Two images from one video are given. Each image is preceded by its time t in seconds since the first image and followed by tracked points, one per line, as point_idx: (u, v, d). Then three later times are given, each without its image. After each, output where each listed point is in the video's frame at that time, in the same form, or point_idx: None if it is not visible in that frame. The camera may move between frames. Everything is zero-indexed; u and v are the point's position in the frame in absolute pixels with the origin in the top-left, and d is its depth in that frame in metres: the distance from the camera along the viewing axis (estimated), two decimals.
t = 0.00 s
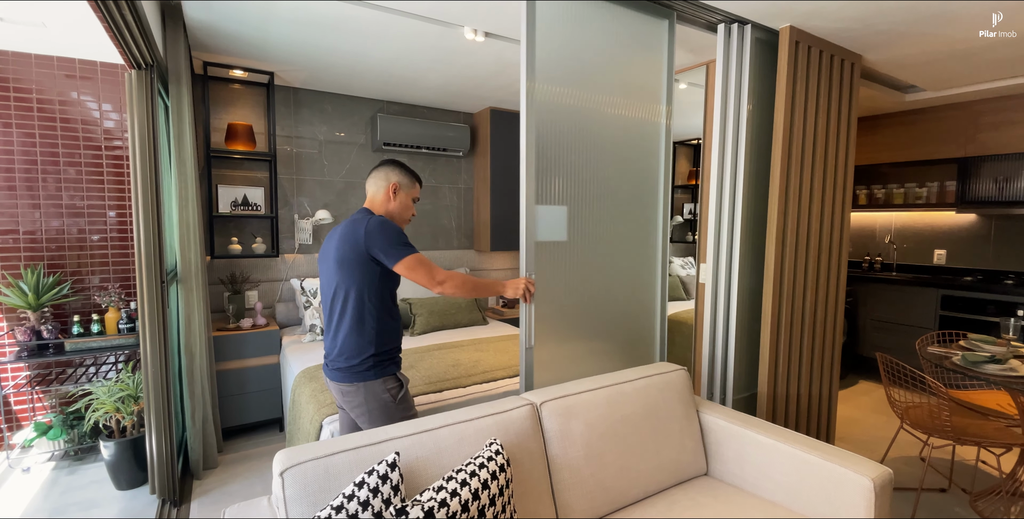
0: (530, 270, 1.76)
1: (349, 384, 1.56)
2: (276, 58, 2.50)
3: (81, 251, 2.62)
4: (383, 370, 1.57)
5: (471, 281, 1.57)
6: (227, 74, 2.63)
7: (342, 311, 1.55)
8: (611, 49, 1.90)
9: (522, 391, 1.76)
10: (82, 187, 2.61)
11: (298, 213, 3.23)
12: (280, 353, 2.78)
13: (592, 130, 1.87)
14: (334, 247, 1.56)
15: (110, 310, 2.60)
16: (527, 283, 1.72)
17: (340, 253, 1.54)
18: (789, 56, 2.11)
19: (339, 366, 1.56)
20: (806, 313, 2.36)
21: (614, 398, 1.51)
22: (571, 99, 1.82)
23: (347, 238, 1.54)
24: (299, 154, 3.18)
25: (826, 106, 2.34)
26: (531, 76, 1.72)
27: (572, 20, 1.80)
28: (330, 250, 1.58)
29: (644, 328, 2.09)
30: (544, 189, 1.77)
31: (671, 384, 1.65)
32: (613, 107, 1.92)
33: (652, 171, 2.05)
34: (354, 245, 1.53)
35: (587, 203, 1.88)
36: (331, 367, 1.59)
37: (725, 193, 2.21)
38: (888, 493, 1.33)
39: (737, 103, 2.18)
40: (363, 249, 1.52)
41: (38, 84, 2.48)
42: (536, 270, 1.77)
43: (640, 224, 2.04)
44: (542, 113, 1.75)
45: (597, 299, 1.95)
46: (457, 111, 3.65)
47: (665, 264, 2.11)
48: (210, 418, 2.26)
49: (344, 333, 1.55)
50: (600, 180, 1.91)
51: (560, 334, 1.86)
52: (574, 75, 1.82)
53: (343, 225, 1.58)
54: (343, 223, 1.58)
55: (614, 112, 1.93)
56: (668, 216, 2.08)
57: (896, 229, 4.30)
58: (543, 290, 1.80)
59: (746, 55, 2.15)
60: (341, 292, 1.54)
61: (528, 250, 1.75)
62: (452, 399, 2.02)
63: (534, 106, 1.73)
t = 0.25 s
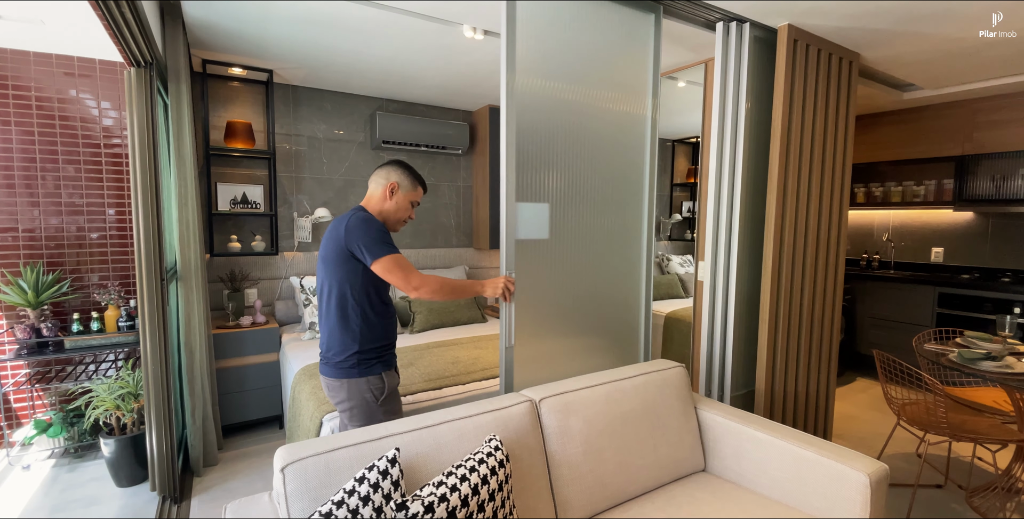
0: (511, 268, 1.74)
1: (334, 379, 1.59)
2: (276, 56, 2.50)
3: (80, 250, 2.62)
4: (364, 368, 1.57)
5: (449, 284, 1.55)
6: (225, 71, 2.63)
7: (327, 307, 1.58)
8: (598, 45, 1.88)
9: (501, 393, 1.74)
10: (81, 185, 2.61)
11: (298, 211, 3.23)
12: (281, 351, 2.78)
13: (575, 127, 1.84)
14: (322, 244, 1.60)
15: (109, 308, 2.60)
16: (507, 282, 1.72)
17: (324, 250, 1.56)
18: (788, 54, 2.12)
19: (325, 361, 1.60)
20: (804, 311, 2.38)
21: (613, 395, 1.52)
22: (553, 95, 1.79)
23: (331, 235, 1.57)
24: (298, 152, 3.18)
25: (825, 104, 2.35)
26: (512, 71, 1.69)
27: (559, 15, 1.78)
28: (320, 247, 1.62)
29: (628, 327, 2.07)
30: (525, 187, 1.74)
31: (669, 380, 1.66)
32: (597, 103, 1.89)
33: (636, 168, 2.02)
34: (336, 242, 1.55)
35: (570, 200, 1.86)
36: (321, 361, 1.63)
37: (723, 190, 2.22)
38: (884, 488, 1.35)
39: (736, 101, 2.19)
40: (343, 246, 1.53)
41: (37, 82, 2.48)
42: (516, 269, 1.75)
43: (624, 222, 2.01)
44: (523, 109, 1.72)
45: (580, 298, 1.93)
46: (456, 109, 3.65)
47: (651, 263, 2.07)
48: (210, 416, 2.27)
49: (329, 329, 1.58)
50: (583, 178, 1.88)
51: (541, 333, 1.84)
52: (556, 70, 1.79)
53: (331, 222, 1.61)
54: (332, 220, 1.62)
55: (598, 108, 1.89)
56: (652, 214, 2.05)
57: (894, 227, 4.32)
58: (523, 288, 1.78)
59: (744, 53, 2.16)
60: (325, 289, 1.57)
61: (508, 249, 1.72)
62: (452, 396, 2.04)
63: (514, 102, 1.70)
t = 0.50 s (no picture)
0: (490, 267, 1.71)
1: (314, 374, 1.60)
2: (276, 54, 2.50)
3: (80, 248, 2.62)
4: (340, 368, 1.57)
5: (424, 286, 1.51)
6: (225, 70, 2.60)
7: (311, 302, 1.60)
8: (585, 40, 1.85)
9: (480, 395, 1.71)
10: (80, 183, 2.61)
11: (298, 210, 3.25)
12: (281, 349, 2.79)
13: (557, 122, 1.81)
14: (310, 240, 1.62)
15: (110, 306, 2.60)
16: (485, 282, 1.68)
17: (310, 246, 1.58)
18: (788, 52, 2.12)
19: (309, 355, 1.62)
20: (803, 309, 2.38)
21: (614, 393, 1.52)
22: (533, 90, 1.75)
23: (316, 231, 1.58)
24: (298, 150, 3.18)
25: (824, 103, 2.35)
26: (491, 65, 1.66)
27: (546, 11, 1.75)
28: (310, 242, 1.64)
29: (613, 330, 2.01)
30: (504, 183, 1.71)
31: (669, 378, 1.67)
32: (580, 99, 1.86)
33: (622, 165, 1.97)
34: (319, 239, 1.56)
35: (552, 198, 1.82)
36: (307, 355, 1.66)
37: (723, 189, 2.22)
38: (882, 485, 1.35)
39: (735, 99, 2.19)
40: (324, 243, 1.54)
41: (37, 81, 2.48)
42: (496, 267, 1.72)
43: (609, 221, 1.96)
44: (503, 104, 1.69)
45: (563, 298, 1.88)
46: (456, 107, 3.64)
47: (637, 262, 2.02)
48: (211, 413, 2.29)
49: (312, 324, 1.60)
50: (566, 175, 1.84)
51: (523, 332, 1.81)
52: (538, 64, 1.76)
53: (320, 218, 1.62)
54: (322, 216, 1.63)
55: (581, 104, 1.86)
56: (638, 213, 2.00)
57: (893, 225, 4.32)
58: (503, 287, 1.74)
59: (744, 53, 2.16)
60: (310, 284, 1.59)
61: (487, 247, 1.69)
62: (451, 394, 2.09)
63: (493, 96, 1.67)
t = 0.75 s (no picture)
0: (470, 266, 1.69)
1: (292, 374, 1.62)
2: (276, 53, 2.50)
3: (80, 246, 2.62)
4: (310, 370, 1.56)
5: (401, 288, 1.50)
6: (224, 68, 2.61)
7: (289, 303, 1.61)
8: (573, 35, 1.83)
9: (461, 396, 1.70)
10: (81, 182, 2.61)
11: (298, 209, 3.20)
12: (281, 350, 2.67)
13: (541, 119, 1.79)
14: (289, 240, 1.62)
15: (110, 305, 2.60)
16: (464, 281, 1.67)
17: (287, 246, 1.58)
18: (788, 51, 2.12)
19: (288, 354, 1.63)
20: (803, 308, 2.38)
21: (614, 392, 1.53)
22: (514, 86, 1.73)
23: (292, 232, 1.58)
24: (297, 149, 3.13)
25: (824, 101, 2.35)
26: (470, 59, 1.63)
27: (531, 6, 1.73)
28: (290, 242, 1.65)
29: (598, 328, 2.00)
30: (484, 181, 1.69)
31: (668, 377, 1.67)
32: (564, 95, 1.83)
33: (607, 163, 1.94)
34: (293, 240, 1.55)
35: (534, 196, 1.79)
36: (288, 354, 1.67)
37: (723, 188, 2.22)
38: (881, 484, 1.35)
39: (735, 98, 2.19)
40: (297, 245, 1.53)
41: (36, 80, 2.48)
42: (476, 266, 1.70)
43: (594, 219, 1.93)
44: (484, 100, 1.67)
45: (545, 297, 1.86)
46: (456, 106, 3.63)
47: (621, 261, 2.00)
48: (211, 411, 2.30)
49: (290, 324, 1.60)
50: (549, 173, 1.82)
51: (505, 332, 1.79)
52: (520, 60, 1.73)
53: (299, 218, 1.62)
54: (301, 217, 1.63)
55: (566, 101, 1.83)
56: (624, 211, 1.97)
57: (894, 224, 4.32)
58: (483, 286, 1.73)
59: (744, 52, 2.15)
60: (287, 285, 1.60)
61: (467, 246, 1.67)
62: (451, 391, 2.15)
63: (473, 93, 1.65)
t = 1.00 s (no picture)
0: (450, 267, 1.64)
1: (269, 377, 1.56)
2: (277, 51, 2.50)
3: (81, 246, 2.62)
4: (286, 372, 1.50)
5: (375, 288, 1.45)
6: (224, 66, 2.67)
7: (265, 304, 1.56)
8: (564, 30, 1.79)
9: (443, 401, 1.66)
10: (80, 181, 2.60)
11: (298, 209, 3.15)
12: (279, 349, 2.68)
13: (526, 114, 1.74)
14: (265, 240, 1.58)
15: (110, 304, 2.60)
16: (445, 281, 1.62)
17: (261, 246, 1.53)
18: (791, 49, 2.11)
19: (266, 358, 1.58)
20: (805, 308, 2.37)
21: (615, 391, 1.52)
22: (498, 80, 1.68)
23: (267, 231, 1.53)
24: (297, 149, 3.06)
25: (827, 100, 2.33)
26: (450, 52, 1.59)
27: None
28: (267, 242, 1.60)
29: (587, 329, 1.95)
30: (467, 178, 1.64)
31: (670, 376, 1.66)
32: (552, 90, 1.79)
33: (596, 159, 1.89)
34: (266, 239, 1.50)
35: (520, 193, 1.74)
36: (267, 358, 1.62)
37: (725, 186, 2.21)
38: (884, 485, 1.35)
39: (737, 96, 2.18)
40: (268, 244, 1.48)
41: (35, 78, 2.47)
42: (457, 267, 1.66)
43: (582, 218, 1.89)
44: (467, 95, 1.62)
45: (531, 298, 1.82)
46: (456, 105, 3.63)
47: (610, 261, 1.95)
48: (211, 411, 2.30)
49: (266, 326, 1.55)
50: (536, 169, 1.77)
51: (490, 334, 1.75)
52: (504, 53, 1.68)
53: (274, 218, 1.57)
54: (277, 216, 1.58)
55: (553, 96, 1.79)
56: (613, 209, 1.93)
57: (896, 223, 4.30)
58: (465, 286, 1.68)
59: (747, 50, 2.14)
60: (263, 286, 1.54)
61: (448, 245, 1.63)
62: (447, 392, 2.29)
63: (455, 86, 1.60)
